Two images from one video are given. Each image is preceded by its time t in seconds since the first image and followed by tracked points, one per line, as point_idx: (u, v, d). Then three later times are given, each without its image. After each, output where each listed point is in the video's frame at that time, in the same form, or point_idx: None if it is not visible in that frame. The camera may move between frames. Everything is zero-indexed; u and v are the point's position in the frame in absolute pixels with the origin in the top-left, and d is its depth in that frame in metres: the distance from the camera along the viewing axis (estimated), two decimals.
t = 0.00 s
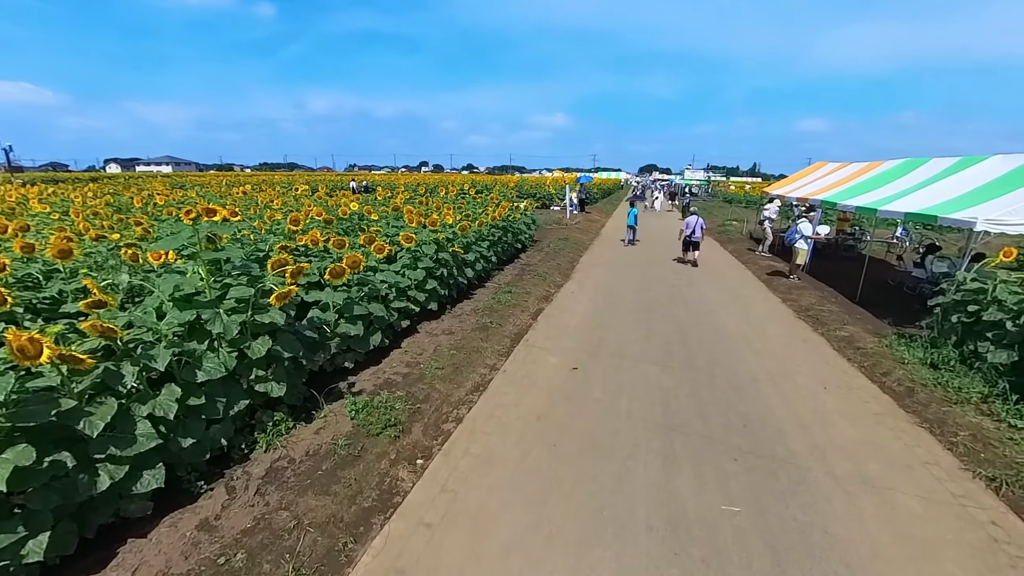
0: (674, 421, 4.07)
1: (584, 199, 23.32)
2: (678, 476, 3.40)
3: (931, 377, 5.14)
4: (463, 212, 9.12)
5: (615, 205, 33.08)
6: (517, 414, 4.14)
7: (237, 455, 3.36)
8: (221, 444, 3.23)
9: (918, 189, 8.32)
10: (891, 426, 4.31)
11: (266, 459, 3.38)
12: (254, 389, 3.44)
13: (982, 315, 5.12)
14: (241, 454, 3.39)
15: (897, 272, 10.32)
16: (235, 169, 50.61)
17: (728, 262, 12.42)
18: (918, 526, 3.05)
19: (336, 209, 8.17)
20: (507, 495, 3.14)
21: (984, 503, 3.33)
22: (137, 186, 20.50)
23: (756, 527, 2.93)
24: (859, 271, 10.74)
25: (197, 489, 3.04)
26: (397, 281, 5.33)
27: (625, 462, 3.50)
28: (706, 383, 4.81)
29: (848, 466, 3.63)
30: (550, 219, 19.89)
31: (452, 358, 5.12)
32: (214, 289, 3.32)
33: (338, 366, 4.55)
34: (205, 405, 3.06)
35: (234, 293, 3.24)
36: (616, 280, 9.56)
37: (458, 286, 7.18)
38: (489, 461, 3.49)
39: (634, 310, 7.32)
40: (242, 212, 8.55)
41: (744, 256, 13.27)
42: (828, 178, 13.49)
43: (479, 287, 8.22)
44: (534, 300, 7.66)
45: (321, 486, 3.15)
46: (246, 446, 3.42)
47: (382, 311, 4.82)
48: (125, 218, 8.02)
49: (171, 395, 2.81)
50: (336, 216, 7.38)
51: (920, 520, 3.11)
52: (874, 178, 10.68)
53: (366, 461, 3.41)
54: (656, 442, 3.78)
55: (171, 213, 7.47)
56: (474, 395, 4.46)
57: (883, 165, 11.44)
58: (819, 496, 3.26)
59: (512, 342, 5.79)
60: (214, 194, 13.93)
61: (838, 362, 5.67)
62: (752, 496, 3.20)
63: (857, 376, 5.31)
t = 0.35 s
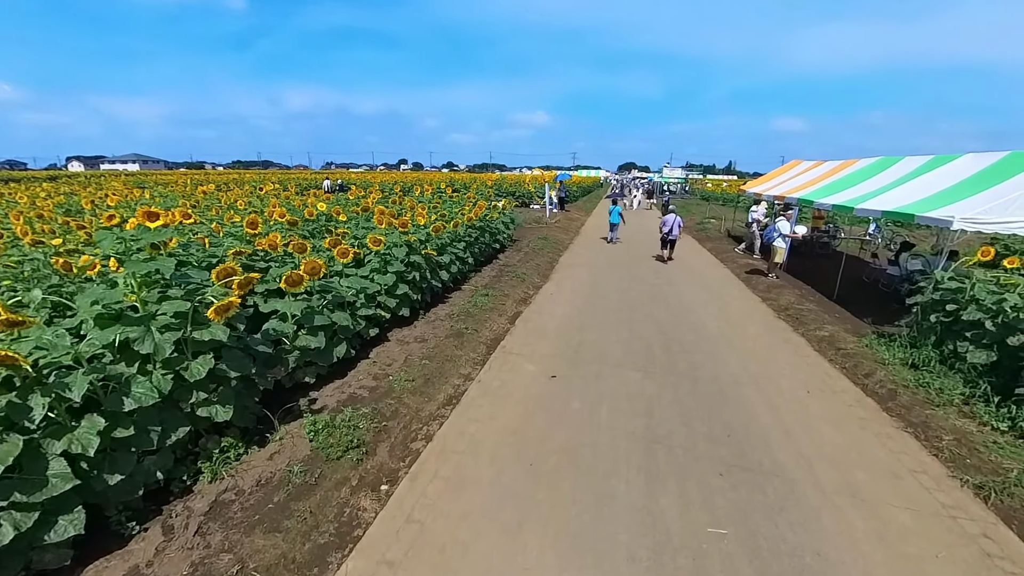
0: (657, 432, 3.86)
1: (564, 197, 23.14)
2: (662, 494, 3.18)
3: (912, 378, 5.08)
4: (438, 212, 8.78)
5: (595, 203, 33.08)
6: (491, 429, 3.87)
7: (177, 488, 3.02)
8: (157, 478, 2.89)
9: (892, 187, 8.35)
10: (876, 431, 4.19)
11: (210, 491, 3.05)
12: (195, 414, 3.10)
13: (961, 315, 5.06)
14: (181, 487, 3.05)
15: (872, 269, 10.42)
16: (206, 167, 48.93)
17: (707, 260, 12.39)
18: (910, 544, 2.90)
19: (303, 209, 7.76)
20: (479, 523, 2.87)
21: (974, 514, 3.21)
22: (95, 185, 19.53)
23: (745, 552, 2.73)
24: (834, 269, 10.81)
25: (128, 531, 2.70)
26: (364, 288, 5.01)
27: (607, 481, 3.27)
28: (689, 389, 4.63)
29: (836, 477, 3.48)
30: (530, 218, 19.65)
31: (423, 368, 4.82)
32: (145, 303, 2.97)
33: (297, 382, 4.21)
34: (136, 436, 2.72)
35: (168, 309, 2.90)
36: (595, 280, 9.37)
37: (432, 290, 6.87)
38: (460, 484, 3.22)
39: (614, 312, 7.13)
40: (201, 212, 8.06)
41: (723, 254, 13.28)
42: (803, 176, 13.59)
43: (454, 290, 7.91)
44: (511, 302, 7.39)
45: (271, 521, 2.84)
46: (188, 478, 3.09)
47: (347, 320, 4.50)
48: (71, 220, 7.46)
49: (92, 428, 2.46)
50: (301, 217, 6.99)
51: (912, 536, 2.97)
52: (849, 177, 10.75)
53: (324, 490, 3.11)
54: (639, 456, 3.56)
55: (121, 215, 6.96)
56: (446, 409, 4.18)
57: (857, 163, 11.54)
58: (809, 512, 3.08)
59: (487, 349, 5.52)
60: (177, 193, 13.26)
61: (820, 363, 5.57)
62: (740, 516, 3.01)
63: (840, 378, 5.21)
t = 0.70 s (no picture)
0: (632, 441, 3.69)
1: (539, 196, 23.00)
2: (637, 509, 3.00)
3: (883, 376, 5.07)
4: (406, 212, 8.46)
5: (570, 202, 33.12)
6: (457, 444, 3.62)
7: (99, 526, 2.68)
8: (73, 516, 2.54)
9: (859, 185, 8.45)
10: (852, 432, 4.12)
11: (138, 528, 2.72)
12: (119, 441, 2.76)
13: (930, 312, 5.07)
14: (105, 523, 2.72)
15: (840, 266, 10.59)
16: (168, 166, 46.91)
17: (680, 258, 12.41)
18: (891, 554, 2.80)
19: (261, 210, 7.34)
20: (441, 552, 2.63)
21: (951, 517, 3.14)
22: (41, 184, 18.44)
23: (724, 572, 2.57)
24: (804, 266, 10.94)
25: None
26: (322, 293, 4.69)
27: (579, 498, 3.06)
28: (664, 394, 4.48)
29: (814, 483, 3.37)
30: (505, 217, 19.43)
31: (387, 379, 4.54)
32: (53, 320, 2.61)
33: (246, 398, 3.88)
34: (43, 471, 2.37)
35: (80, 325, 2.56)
36: (570, 281, 9.21)
37: (399, 294, 6.56)
38: (421, 508, 2.96)
39: (588, 314, 6.97)
40: (151, 213, 7.56)
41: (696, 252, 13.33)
42: (772, 175, 13.78)
43: (424, 292, 7.62)
44: (483, 304, 7.15)
45: (206, 561, 2.53)
46: (112, 513, 2.75)
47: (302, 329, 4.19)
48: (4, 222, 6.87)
49: None
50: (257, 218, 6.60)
51: (891, 545, 2.87)
52: (817, 175, 10.89)
53: (268, 521, 2.81)
54: (613, 468, 3.37)
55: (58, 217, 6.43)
56: (409, 423, 3.91)
57: (824, 162, 11.73)
58: (788, 523, 2.95)
59: (456, 355, 5.26)
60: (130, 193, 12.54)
61: (794, 362, 5.52)
62: (718, 531, 2.85)
63: (814, 377, 5.16)
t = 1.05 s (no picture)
0: (592, 452, 3.53)
1: (504, 194, 22.78)
2: (597, 528, 2.84)
3: (838, 371, 5.14)
4: (359, 213, 8.06)
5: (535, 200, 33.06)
6: (407, 464, 3.37)
7: None
8: None
9: (811, 183, 8.66)
10: (810, 430, 4.12)
11: None
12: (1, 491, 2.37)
13: (879, 307, 5.17)
14: None
15: (794, 261, 10.89)
16: (108, 164, 43.91)
17: (642, 256, 12.48)
18: (850, 560, 2.75)
19: (198, 213, 6.80)
20: None
21: (906, 516, 3.14)
22: None
23: None
24: (761, 262, 11.20)
25: None
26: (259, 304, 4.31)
27: (536, 520, 2.88)
28: (626, 399, 4.36)
29: (774, 487, 3.31)
30: (469, 216, 19.11)
31: (333, 395, 4.22)
32: None
33: (169, 426, 3.49)
34: None
35: None
36: (532, 281, 9.05)
37: (351, 301, 6.20)
38: (363, 542, 2.70)
39: (550, 315, 6.81)
40: (71, 217, 6.87)
41: (658, 249, 13.46)
42: (729, 172, 14.06)
43: (380, 297, 7.27)
44: (442, 308, 6.87)
45: None
46: None
47: (235, 345, 3.81)
48: None
49: None
50: (192, 223, 6.09)
51: (850, 550, 2.83)
52: (771, 173, 11.15)
53: (185, 570, 2.49)
54: (572, 483, 3.20)
55: None
56: (355, 443, 3.62)
57: (777, 160, 12.03)
58: (750, 534, 2.86)
59: (410, 364, 4.98)
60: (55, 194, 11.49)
61: (753, 360, 5.53)
62: (680, 548, 2.72)
63: (771, 374, 5.17)
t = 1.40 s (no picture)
0: (540, 461, 3.38)
1: (454, 190, 22.34)
2: (545, 546, 2.69)
3: (778, 361, 5.28)
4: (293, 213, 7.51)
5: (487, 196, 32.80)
6: (339, 490, 3.08)
7: None
8: None
9: (748, 178, 8.97)
10: (753, 421, 4.17)
11: None
12: None
13: (813, 297, 5.36)
14: None
15: (735, 253, 11.31)
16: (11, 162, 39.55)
17: (592, 251, 12.56)
18: (795, 556, 2.75)
19: (102, 217, 6.08)
20: None
21: (845, 504, 3.20)
22: None
23: None
24: (704, 254, 11.55)
25: None
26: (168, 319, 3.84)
27: (480, 542, 2.68)
28: (575, 400, 4.25)
29: (721, 484, 3.29)
30: (417, 214, 18.59)
31: (259, 417, 3.84)
32: None
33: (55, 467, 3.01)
34: None
35: None
36: (482, 280, 8.83)
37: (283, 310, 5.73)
38: None
39: (499, 315, 6.63)
40: None
41: (607, 244, 13.62)
42: (673, 168, 14.43)
43: (318, 304, 6.81)
44: (385, 312, 6.53)
45: None
46: None
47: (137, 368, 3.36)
48: None
49: None
50: (92, 228, 5.41)
51: (795, 544, 2.83)
52: (712, 168, 11.50)
53: None
54: (519, 497, 3.03)
55: None
56: (282, 470, 3.28)
57: (717, 156, 12.45)
58: (699, 537, 2.80)
59: (348, 376, 4.64)
60: None
61: (698, 353, 5.60)
62: (629, 560, 2.62)
63: (716, 367, 5.24)
